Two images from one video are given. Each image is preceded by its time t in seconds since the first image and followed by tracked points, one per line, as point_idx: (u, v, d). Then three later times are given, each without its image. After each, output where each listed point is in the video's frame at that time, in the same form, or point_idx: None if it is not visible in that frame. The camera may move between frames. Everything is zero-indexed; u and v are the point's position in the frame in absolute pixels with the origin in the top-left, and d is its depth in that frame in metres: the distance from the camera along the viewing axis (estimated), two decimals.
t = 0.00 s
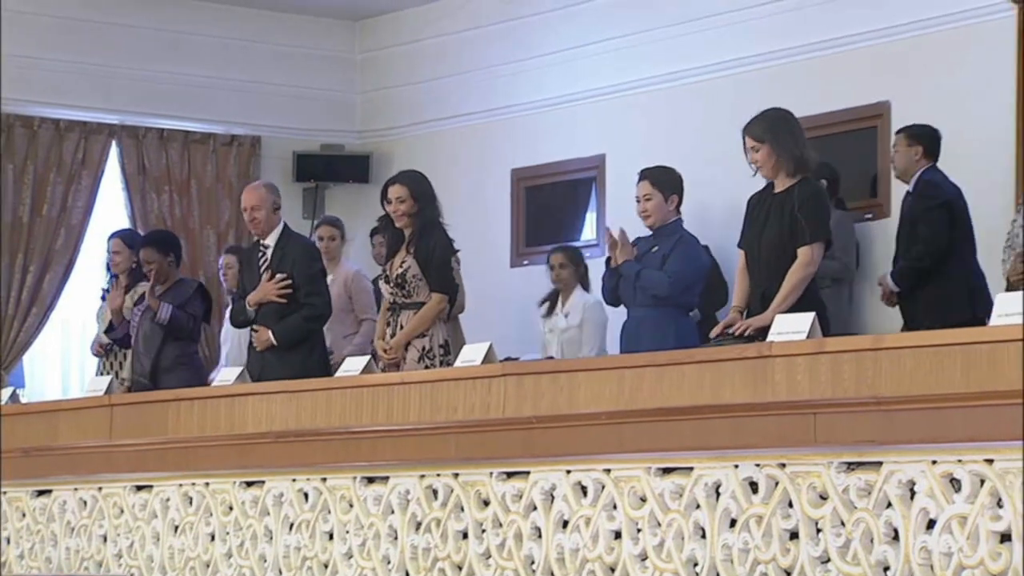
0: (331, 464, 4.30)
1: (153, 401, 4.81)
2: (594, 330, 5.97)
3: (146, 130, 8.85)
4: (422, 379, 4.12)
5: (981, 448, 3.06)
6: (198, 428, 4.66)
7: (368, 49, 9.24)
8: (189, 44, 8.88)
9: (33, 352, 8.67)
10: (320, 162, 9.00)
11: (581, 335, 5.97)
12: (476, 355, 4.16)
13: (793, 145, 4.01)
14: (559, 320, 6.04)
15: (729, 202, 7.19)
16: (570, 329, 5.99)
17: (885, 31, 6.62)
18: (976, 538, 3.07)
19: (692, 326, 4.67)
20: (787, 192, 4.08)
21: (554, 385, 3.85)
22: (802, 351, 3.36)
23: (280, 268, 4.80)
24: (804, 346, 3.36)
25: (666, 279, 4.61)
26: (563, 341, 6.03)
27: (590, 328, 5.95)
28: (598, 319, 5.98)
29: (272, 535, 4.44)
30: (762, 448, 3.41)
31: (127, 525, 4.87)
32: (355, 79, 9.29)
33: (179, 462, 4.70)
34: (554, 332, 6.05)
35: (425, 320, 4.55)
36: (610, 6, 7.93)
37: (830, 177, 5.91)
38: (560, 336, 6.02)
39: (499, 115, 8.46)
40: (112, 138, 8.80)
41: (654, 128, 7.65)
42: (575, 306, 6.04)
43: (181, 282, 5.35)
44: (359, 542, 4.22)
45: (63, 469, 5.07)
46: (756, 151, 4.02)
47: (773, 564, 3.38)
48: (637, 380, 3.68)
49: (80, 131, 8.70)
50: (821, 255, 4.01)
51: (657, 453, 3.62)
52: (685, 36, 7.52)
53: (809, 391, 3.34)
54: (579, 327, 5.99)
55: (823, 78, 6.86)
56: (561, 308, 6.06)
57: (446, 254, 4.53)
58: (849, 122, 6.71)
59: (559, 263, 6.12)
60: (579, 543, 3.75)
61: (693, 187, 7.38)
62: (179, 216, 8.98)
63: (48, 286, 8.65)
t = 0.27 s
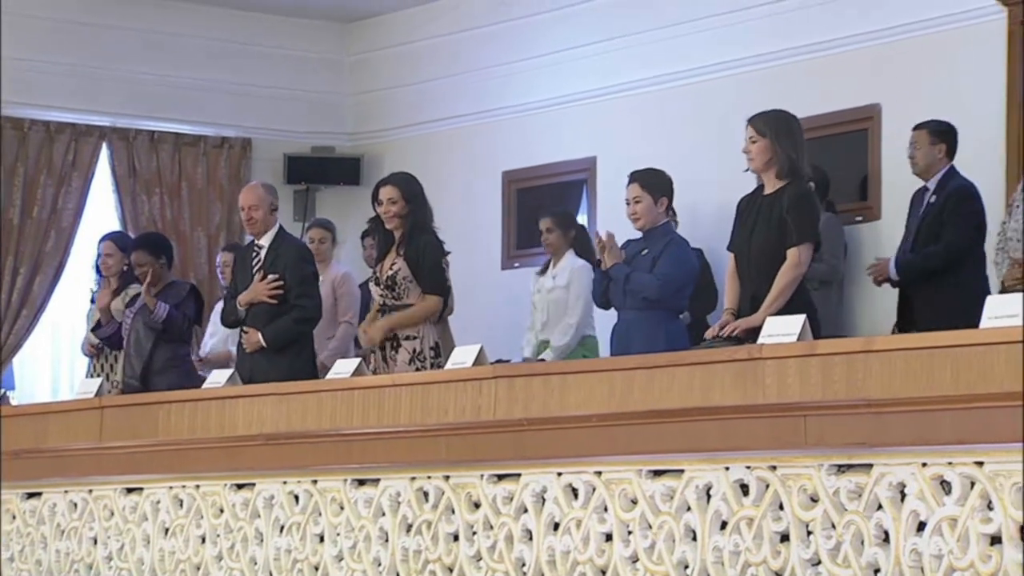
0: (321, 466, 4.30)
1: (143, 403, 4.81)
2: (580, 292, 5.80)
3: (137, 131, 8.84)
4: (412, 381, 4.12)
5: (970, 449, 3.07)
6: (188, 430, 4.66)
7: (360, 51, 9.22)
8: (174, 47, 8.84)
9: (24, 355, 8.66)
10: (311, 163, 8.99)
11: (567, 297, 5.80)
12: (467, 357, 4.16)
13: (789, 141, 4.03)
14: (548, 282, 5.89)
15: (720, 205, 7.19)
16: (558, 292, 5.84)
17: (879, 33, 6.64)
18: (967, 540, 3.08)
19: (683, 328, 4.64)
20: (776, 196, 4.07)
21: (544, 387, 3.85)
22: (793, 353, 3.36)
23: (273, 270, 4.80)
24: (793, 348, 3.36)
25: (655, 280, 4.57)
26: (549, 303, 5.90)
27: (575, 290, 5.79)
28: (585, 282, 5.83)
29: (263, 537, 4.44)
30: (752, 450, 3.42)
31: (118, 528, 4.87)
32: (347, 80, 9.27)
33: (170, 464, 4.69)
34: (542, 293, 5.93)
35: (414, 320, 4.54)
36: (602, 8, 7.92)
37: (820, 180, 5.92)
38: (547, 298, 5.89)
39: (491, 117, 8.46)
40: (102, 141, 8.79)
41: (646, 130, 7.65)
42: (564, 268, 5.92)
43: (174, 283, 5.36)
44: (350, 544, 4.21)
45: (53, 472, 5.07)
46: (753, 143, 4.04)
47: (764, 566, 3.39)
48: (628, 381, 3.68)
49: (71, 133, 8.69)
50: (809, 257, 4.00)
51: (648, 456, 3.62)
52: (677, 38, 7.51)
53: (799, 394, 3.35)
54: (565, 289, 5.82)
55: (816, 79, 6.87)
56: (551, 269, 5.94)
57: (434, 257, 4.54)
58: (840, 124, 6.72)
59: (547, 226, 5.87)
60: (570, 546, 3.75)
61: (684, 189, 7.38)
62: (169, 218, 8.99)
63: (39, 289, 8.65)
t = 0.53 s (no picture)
0: (310, 469, 4.29)
1: (132, 405, 4.80)
2: (569, 286, 5.43)
3: (126, 134, 8.82)
4: (402, 384, 4.12)
5: (959, 452, 3.07)
6: (177, 433, 4.65)
7: (350, 53, 9.23)
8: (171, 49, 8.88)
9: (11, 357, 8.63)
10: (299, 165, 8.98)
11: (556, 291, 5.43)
12: (457, 359, 4.16)
13: (783, 144, 4.02)
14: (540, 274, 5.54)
15: (708, 207, 7.20)
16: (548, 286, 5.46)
17: (864, 36, 6.62)
18: (956, 542, 3.08)
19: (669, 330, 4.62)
20: (767, 197, 4.08)
21: (534, 390, 3.85)
22: (782, 355, 3.37)
23: (266, 272, 4.80)
24: (783, 350, 3.37)
25: (643, 283, 4.51)
26: (538, 295, 5.53)
27: (566, 283, 5.41)
28: (576, 275, 5.45)
29: (252, 540, 4.43)
30: (741, 453, 3.42)
31: (106, 530, 4.86)
32: (335, 83, 9.28)
33: (158, 467, 4.69)
34: (533, 285, 5.57)
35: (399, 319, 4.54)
36: (590, 11, 7.91)
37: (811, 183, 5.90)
38: (536, 291, 5.53)
39: (480, 119, 8.46)
40: (91, 143, 8.76)
41: (635, 133, 7.65)
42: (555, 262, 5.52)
43: (166, 285, 5.41)
44: (339, 547, 4.21)
45: (41, 474, 5.06)
46: (747, 143, 4.02)
47: (753, 568, 3.39)
48: (617, 384, 3.69)
49: (59, 135, 8.65)
50: (799, 259, 4.01)
51: (638, 458, 3.62)
52: (665, 40, 7.51)
53: (789, 396, 3.35)
54: (554, 282, 5.46)
55: (803, 85, 6.84)
56: (545, 261, 5.57)
57: (422, 260, 4.55)
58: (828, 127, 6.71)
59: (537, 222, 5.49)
60: (559, 548, 3.75)
61: (673, 191, 7.39)
62: (159, 220, 8.96)
63: (26, 291, 8.60)
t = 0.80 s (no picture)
0: (299, 471, 4.29)
1: (120, 408, 4.80)
2: (559, 287, 5.38)
3: (114, 136, 8.80)
4: (391, 386, 4.11)
5: (947, 454, 3.08)
6: (165, 435, 4.65)
7: (339, 56, 9.22)
8: (156, 51, 8.86)
9: None
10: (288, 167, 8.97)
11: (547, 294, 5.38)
12: (446, 362, 4.16)
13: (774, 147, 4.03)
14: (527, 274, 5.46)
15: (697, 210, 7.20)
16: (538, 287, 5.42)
17: (853, 40, 6.64)
18: (943, 544, 3.09)
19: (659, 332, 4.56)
20: (761, 200, 4.07)
21: (522, 393, 3.85)
22: (770, 358, 3.37)
23: (257, 275, 4.80)
24: (771, 353, 3.37)
25: (631, 285, 4.46)
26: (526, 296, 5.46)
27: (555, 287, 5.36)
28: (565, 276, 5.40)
29: (240, 542, 4.43)
30: (730, 456, 3.43)
31: (94, 533, 4.85)
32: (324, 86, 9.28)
33: (146, 469, 4.68)
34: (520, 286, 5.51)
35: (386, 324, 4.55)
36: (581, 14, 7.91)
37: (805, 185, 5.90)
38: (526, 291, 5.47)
39: (470, 121, 8.45)
40: (80, 145, 8.74)
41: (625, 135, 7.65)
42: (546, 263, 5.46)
43: (154, 290, 5.31)
44: (327, 549, 4.21)
45: (28, 477, 5.06)
46: (738, 147, 4.03)
47: (742, 571, 3.40)
48: (606, 387, 3.68)
49: (47, 138, 8.63)
50: (791, 260, 4.00)
51: (627, 461, 3.63)
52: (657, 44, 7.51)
53: (777, 399, 3.35)
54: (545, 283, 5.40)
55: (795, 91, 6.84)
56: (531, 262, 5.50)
57: (412, 263, 4.56)
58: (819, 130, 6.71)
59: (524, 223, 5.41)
60: (548, 550, 3.76)
61: (661, 193, 7.40)
62: (147, 222, 8.96)
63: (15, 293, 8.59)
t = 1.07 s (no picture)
0: (284, 473, 4.28)
1: (107, 410, 4.79)
2: (538, 290, 5.09)
3: (100, 138, 8.80)
4: (378, 388, 4.11)
5: (933, 456, 3.09)
6: (150, 438, 4.64)
7: (326, 57, 9.25)
8: (139, 53, 8.83)
9: None
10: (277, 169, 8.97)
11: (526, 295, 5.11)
12: (434, 363, 4.15)
13: (755, 150, 4.05)
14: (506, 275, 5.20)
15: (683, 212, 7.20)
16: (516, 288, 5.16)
17: (844, 41, 6.62)
18: (930, 546, 3.10)
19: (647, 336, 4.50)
20: (750, 202, 4.08)
21: (509, 394, 3.84)
22: (758, 360, 3.38)
23: (245, 276, 4.79)
24: (759, 355, 3.38)
25: (618, 288, 4.42)
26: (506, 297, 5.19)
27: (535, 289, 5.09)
28: (545, 279, 5.12)
29: (226, 545, 4.42)
30: (717, 457, 3.43)
31: (80, 535, 4.84)
32: (311, 89, 9.32)
33: (133, 472, 4.67)
34: (499, 288, 5.23)
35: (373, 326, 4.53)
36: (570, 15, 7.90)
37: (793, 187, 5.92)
38: (504, 294, 5.20)
39: (457, 122, 8.45)
40: (65, 146, 8.74)
41: (615, 135, 7.62)
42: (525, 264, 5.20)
43: (142, 290, 5.31)
44: (314, 551, 4.20)
45: (14, 479, 5.04)
46: (723, 159, 4.04)
47: (728, 573, 3.40)
48: (593, 389, 3.69)
49: (34, 139, 8.61)
50: (782, 262, 3.99)
51: (614, 463, 3.63)
52: (645, 46, 7.51)
53: (764, 401, 3.36)
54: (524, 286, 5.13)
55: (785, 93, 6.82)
56: (512, 263, 5.24)
57: (399, 265, 4.54)
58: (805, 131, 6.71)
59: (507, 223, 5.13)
60: (535, 552, 3.76)
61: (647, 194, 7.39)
62: (133, 224, 8.99)
63: None
